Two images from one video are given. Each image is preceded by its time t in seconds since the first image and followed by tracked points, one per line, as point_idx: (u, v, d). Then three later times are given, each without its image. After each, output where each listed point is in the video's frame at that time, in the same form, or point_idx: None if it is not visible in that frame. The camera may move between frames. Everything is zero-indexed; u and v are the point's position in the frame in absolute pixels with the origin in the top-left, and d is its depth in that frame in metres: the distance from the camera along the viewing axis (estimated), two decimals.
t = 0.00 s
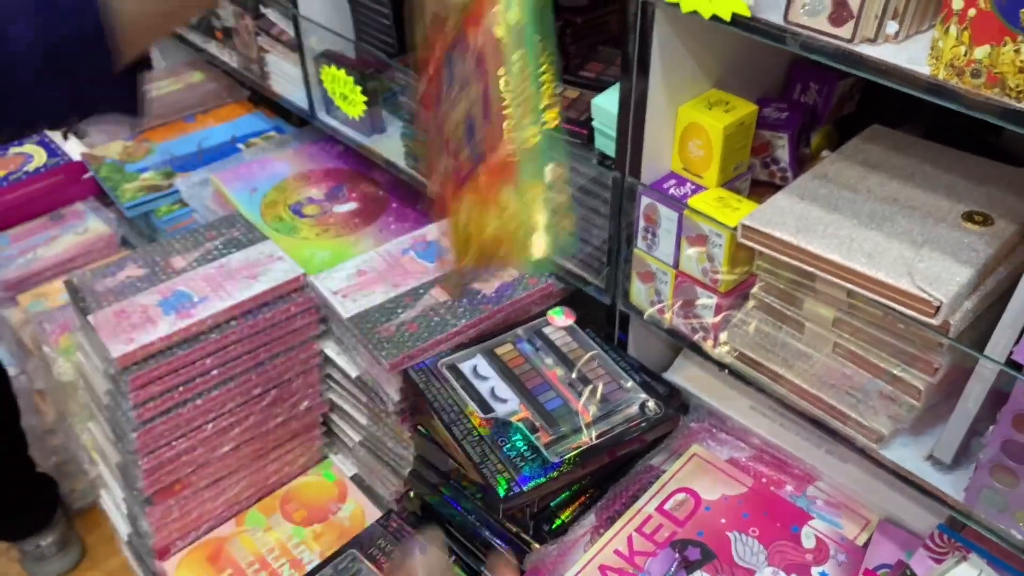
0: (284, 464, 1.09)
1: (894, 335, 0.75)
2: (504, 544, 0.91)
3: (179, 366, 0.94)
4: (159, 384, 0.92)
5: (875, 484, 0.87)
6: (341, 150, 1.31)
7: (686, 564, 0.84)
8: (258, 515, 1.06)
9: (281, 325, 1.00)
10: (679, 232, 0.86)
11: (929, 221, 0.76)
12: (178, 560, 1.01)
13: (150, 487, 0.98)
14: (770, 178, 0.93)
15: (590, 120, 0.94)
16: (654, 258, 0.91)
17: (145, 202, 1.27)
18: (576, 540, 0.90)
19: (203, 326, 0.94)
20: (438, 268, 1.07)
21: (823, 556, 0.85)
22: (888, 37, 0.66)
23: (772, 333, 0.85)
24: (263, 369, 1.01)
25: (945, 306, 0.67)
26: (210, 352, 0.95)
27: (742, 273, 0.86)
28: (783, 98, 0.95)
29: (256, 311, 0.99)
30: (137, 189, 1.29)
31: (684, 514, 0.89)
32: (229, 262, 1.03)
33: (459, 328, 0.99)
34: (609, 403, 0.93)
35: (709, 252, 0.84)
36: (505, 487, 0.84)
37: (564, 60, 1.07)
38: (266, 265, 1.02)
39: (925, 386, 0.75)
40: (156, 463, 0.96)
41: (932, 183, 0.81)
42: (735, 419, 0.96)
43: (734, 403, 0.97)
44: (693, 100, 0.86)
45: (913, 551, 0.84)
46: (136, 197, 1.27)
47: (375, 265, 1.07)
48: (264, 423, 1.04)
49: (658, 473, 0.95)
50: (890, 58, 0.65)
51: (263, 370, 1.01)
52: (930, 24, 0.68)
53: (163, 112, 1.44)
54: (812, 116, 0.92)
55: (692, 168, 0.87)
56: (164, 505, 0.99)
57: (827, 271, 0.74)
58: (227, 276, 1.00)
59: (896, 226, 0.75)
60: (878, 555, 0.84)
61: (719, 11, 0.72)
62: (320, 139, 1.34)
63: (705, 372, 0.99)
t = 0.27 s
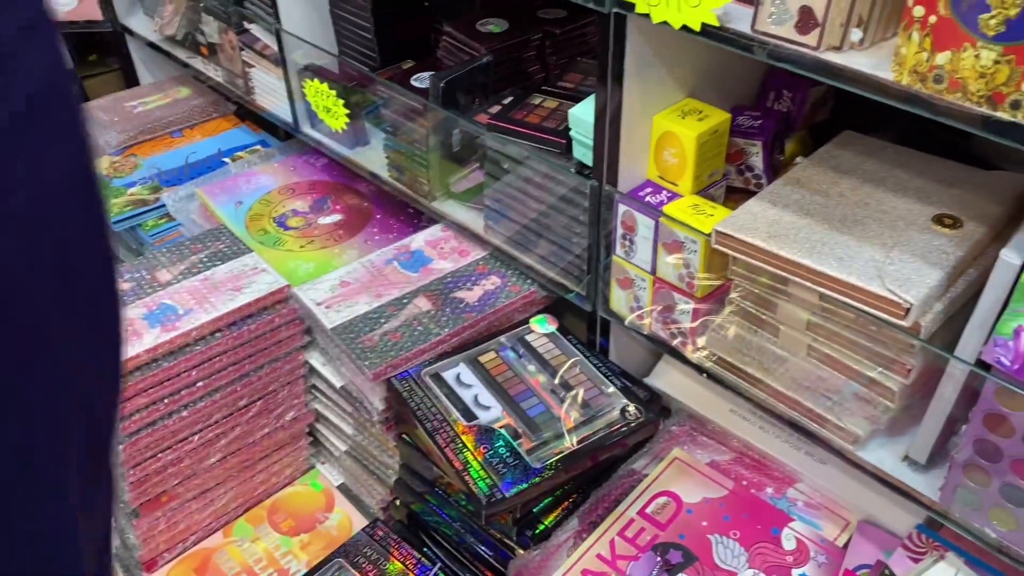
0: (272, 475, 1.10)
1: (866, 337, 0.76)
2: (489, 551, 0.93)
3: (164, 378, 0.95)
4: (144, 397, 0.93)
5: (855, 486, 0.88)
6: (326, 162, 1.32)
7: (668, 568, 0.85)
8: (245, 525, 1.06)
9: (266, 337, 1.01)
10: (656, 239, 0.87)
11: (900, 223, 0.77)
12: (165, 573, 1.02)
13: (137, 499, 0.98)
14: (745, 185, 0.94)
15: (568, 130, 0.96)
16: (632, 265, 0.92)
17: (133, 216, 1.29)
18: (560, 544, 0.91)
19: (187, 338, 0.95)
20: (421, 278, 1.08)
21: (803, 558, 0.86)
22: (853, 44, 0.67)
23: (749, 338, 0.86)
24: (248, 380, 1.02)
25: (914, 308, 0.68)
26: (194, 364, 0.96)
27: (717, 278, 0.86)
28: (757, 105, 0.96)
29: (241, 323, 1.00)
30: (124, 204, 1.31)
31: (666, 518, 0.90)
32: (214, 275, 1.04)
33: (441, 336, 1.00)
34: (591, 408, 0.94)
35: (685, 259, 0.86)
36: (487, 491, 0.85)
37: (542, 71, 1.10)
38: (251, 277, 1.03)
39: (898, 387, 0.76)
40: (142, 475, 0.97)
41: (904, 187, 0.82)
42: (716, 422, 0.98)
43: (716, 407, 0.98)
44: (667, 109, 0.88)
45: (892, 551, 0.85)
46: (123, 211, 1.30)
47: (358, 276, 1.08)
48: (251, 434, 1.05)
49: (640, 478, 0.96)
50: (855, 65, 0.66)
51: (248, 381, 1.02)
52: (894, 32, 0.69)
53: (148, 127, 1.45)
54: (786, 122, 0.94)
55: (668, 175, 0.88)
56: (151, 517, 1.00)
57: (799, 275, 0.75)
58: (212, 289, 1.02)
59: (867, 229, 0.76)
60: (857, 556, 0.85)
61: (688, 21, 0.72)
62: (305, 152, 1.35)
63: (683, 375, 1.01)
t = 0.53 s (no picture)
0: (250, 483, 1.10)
1: (832, 336, 0.77)
2: (466, 555, 0.93)
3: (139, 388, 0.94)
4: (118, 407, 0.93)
5: (827, 484, 0.89)
6: (303, 170, 1.32)
7: (642, 569, 0.85)
8: (224, 534, 1.06)
9: (242, 344, 1.01)
10: (625, 242, 0.88)
11: (864, 223, 0.77)
12: None
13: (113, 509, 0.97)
14: (715, 187, 0.95)
15: (537, 134, 0.95)
16: (604, 268, 0.92)
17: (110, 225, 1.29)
18: (535, 547, 0.91)
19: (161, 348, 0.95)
20: (397, 284, 1.08)
21: (777, 557, 0.87)
22: (809, 46, 0.68)
23: (718, 339, 0.88)
24: (224, 388, 1.02)
25: (876, 306, 0.69)
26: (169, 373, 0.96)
27: (687, 280, 0.87)
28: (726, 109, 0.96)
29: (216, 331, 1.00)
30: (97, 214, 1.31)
31: (640, 519, 0.90)
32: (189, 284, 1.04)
33: (416, 342, 0.99)
34: (565, 411, 0.94)
35: (655, 262, 0.86)
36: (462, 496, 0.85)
37: (515, 77, 1.10)
38: (226, 286, 1.04)
39: (864, 385, 0.76)
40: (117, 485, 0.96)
41: (869, 187, 0.82)
42: (690, 423, 0.98)
43: (690, 409, 0.98)
44: (634, 113, 0.88)
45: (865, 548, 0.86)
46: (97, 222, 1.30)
47: (334, 283, 1.08)
48: (228, 442, 1.05)
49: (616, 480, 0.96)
50: (811, 66, 0.66)
51: (225, 389, 1.01)
52: (849, 34, 0.70)
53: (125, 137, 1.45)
54: (754, 125, 0.94)
55: (637, 179, 0.89)
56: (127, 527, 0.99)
57: (765, 276, 0.76)
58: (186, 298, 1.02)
59: (831, 229, 0.77)
60: (830, 554, 0.86)
61: (649, 25, 0.73)
62: (283, 160, 1.35)
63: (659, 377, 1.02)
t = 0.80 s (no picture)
0: (231, 482, 1.10)
1: (794, 325, 0.79)
2: (445, 550, 0.93)
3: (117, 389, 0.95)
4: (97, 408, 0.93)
5: (799, 474, 0.90)
6: (281, 172, 1.33)
7: (615, 558, 0.86)
8: (205, 533, 1.06)
9: (220, 344, 1.02)
10: (595, 236, 0.89)
11: (824, 213, 0.79)
12: None
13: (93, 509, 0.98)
14: (684, 182, 0.96)
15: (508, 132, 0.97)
16: (575, 262, 0.94)
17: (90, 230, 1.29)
18: (509, 539, 0.92)
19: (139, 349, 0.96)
20: (373, 283, 1.10)
21: (748, 545, 0.88)
22: (764, 40, 0.69)
23: (687, 330, 0.90)
24: (203, 388, 1.03)
25: (834, 294, 0.70)
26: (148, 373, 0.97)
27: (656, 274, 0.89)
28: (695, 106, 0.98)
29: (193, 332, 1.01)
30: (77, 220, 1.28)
31: (613, 509, 0.91)
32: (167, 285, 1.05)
33: (391, 339, 1.01)
34: (539, 404, 0.95)
35: (623, 255, 0.87)
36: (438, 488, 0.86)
37: (490, 77, 1.11)
38: (203, 287, 1.04)
39: (826, 372, 0.78)
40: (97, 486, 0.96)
41: (831, 179, 0.84)
42: (663, 414, 0.99)
43: (665, 401, 0.99)
44: (602, 110, 0.90)
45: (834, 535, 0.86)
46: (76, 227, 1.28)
47: (311, 282, 1.10)
48: (207, 442, 1.06)
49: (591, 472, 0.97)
50: (765, 59, 0.68)
51: (203, 389, 1.02)
52: (803, 29, 0.71)
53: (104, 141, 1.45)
54: (721, 121, 0.96)
55: (605, 174, 0.90)
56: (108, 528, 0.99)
57: (728, 267, 0.77)
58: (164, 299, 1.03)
59: (792, 220, 0.79)
60: (799, 541, 0.87)
61: (609, 22, 0.74)
62: (262, 162, 1.37)
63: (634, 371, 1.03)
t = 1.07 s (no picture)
0: (215, 471, 1.12)
1: (759, 303, 0.81)
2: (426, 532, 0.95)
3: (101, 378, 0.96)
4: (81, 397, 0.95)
5: (766, 452, 0.93)
6: (263, 167, 1.35)
7: (590, 535, 0.88)
8: (191, 522, 1.08)
9: (201, 335, 1.04)
10: (567, 222, 0.91)
11: (786, 195, 0.81)
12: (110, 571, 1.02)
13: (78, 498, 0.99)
14: (655, 168, 0.99)
15: (481, 121, 0.99)
16: (548, 248, 0.96)
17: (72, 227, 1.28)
18: (488, 519, 0.94)
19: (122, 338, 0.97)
20: (353, 272, 1.11)
21: (720, 521, 0.90)
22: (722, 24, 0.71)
23: (658, 312, 0.92)
24: (186, 377, 1.04)
25: (794, 271, 0.72)
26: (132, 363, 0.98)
27: (627, 258, 0.91)
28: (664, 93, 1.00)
29: (176, 322, 1.02)
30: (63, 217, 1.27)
31: (589, 489, 0.93)
32: (149, 277, 1.07)
33: (371, 327, 1.03)
34: (516, 387, 0.97)
35: (594, 239, 0.89)
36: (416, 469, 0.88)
37: (467, 69, 1.14)
38: (186, 278, 1.06)
39: (790, 349, 0.80)
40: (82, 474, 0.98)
41: (794, 162, 0.86)
42: (638, 396, 1.02)
43: (640, 384, 1.01)
44: (572, 98, 0.92)
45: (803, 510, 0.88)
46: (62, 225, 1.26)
47: (292, 273, 1.12)
48: (192, 431, 1.08)
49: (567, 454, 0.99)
50: (722, 44, 0.70)
51: (187, 378, 1.04)
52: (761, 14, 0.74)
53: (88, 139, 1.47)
54: (691, 109, 0.98)
55: (577, 161, 0.92)
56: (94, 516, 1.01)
57: (694, 247, 0.79)
58: (146, 291, 1.04)
59: (755, 201, 0.81)
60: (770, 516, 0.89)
61: (574, 9, 0.76)
62: (243, 157, 1.38)
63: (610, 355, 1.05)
